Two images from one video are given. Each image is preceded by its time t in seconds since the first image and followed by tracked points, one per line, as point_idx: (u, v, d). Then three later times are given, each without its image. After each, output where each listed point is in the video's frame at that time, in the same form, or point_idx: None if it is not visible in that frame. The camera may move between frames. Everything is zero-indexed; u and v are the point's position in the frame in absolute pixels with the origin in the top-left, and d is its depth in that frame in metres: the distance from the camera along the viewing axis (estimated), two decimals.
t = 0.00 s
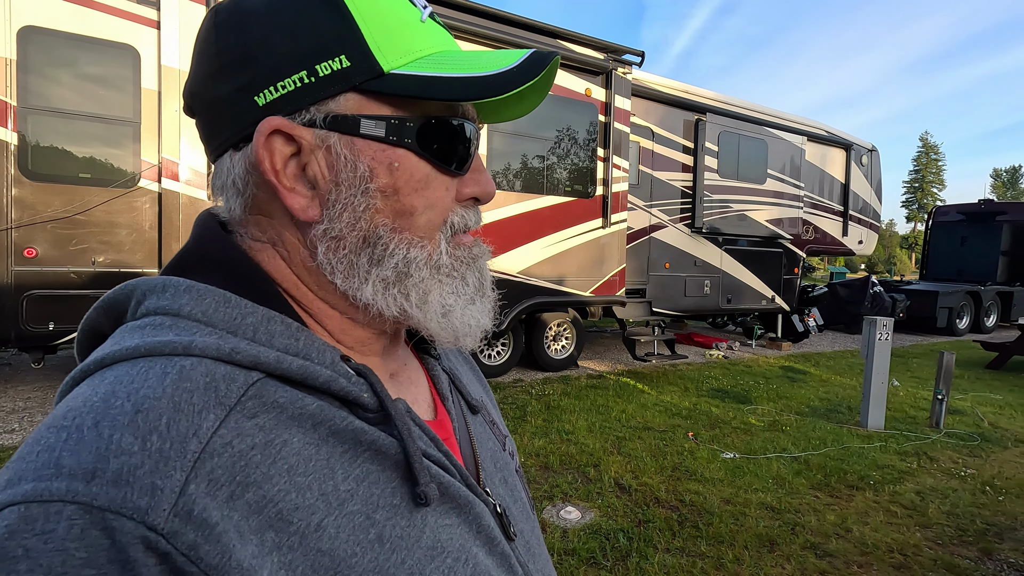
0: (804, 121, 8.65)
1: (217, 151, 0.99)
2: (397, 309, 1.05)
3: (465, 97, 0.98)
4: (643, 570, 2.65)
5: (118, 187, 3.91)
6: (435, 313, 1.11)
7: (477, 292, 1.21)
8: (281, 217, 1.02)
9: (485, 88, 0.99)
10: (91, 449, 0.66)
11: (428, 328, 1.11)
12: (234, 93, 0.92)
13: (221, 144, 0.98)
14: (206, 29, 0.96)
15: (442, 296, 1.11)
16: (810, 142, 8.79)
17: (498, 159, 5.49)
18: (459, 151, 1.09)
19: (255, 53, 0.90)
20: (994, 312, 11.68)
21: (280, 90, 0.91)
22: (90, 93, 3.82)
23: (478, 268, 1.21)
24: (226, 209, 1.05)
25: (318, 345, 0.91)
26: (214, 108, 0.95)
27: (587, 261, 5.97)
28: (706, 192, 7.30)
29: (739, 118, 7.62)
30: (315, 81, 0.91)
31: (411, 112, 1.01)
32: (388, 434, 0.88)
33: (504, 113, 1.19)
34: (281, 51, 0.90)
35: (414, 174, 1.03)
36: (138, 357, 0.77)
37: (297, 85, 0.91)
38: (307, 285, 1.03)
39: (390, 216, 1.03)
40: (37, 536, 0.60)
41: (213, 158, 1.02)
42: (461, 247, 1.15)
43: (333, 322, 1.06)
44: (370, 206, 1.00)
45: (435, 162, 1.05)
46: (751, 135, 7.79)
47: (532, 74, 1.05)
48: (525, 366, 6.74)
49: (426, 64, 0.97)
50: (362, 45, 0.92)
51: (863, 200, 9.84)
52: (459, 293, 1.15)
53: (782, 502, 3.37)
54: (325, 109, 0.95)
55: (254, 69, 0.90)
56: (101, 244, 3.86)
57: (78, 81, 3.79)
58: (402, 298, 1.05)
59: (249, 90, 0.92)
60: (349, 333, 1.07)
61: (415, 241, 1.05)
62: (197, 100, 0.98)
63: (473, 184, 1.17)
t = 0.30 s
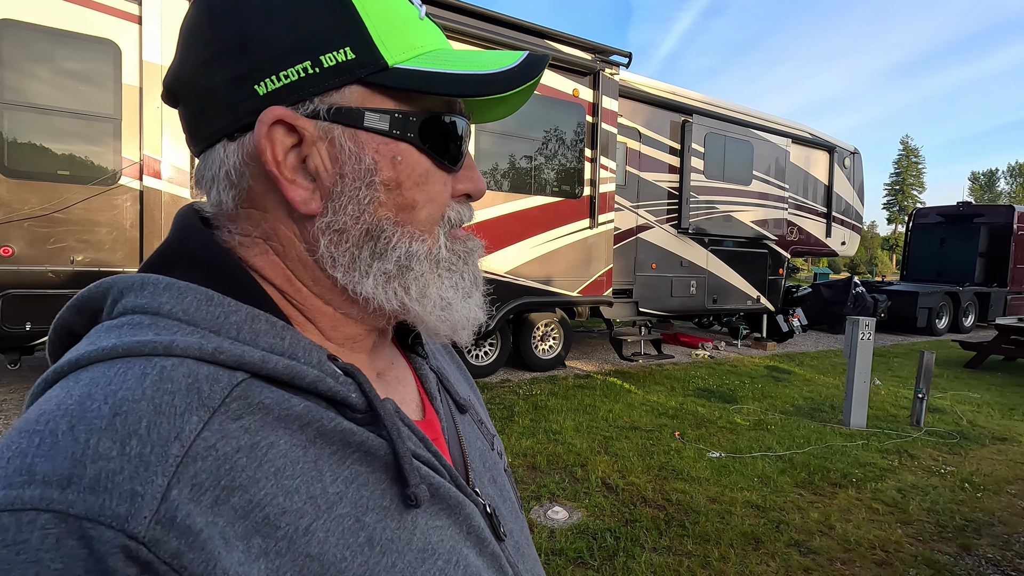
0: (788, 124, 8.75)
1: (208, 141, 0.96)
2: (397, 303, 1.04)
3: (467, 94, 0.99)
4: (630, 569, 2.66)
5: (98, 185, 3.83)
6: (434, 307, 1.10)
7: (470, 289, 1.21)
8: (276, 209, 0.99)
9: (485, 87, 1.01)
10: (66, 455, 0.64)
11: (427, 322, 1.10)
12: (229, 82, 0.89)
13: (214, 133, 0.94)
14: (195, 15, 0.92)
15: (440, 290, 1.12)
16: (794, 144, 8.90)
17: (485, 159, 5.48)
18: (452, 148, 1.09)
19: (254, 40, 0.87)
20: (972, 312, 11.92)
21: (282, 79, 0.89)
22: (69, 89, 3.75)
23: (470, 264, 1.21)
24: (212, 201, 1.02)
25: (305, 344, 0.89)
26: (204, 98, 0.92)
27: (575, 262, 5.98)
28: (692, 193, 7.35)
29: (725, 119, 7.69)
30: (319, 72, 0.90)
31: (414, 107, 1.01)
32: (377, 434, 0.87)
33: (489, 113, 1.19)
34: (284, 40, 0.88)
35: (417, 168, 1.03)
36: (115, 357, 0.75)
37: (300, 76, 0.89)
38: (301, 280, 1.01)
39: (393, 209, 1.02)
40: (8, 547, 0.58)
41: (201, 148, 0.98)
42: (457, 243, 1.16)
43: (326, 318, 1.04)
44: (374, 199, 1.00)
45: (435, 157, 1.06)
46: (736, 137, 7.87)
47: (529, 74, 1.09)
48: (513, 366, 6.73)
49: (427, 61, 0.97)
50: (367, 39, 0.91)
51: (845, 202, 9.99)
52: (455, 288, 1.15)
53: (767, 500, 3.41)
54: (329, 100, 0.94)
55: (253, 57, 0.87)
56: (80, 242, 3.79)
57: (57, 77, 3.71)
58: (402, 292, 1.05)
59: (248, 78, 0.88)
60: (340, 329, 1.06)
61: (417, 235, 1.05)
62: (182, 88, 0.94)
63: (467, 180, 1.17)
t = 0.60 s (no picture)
0: (776, 126, 8.83)
1: (204, 130, 0.94)
2: (395, 297, 1.04)
3: (470, 87, 0.99)
4: (619, 568, 2.66)
5: (81, 182, 3.77)
6: (432, 301, 1.10)
7: (467, 284, 1.21)
8: (274, 201, 0.98)
9: (488, 79, 1.00)
10: (57, 449, 0.62)
11: (425, 315, 1.10)
12: (228, 69, 0.87)
13: (211, 121, 0.92)
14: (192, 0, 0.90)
15: (439, 285, 1.11)
16: (781, 146, 8.99)
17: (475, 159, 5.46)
18: (450, 143, 1.08)
19: (255, 28, 0.86)
20: (954, 313, 12.12)
21: (284, 69, 0.88)
22: (51, 85, 3.68)
23: (467, 259, 1.21)
24: (206, 192, 1.00)
25: (300, 337, 0.88)
26: (200, 87, 0.90)
27: (564, 262, 5.99)
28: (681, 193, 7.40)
29: (713, 121, 7.75)
30: (321, 63, 0.89)
31: (415, 101, 1.01)
32: (375, 429, 0.86)
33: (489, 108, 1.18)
34: (286, 30, 0.87)
35: (417, 162, 1.03)
36: (104, 350, 0.73)
37: (302, 65, 0.88)
38: (299, 273, 1.00)
39: (393, 203, 1.02)
40: None
41: (195, 138, 0.96)
42: (456, 237, 1.16)
43: (322, 312, 1.03)
44: (376, 191, 0.99)
45: (436, 150, 1.05)
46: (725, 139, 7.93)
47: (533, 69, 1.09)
48: (502, 366, 6.72)
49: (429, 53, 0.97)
50: (370, 29, 0.91)
51: (831, 204, 10.10)
52: (453, 284, 1.15)
53: (755, 499, 3.43)
54: (331, 91, 0.93)
55: (253, 46, 0.86)
56: (62, 241, 3.73)
57: (40, 72, 3.65)
58: (401, 286, 1.04)
59: (247, 66, 0.87)
60: (337, 322, 1.05)
61: (417, 229, 1.05)
62: (176, 76, 0.91)
63: (464, 175, 1.17)
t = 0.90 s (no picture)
0: (756, 128, 8.96)
1: (201, 122, 0.92)
2: (391, 290, 1.04)
3: (468, 85, 1.00)
4: (602, 565, 2.68)
5: (55, 179, 3.67)
6: (429, 293, 1.10)
7: (459, 278, 1.22)
8: (271, 195, 0.97)
9: (485, 78, 1.01)
10: (49, 439, 0.62)
11: (420, 306, 1.10)
12: (227, 62, 0.86)
13: (208, 113, 0.91)
14: None
15: (435, 279, 1.11)
16: (761, 147, 9.12)
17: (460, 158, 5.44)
18: (444, 139, 1.09)
19: (257, 21, 0.85)
20: (928, 312, 12.41)
21: (285, 63, 0.87)
22: (24, 79, 3.59)
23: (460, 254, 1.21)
24: (199, 184, 0.98)
25: (293, 330, 0.87)
26: (198, 77, 0.88)
27: (549, 261, 6.01)
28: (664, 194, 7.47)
29: (696, 122, 7.84)
30: (323, 57, 0.88)
31: (414, 97, 1.01)
32: (367, 421, 0.86)
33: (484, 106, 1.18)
34: (287, 23, 0.86)
35: (415, 157, 1.03)
36: (94, 341, 0.72)
37: (303, 60, 0.87)
38: (295, 266, 0.99)
39: (392, 197, 1.02)
40: None
41: (190, 130, 0.95)
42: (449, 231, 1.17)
43: (317, 305, 1.02)
44: (375, 186, 0.99)
45: (433, 146, 1.06)
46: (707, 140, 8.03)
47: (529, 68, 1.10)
48: (486, 366, 6.72)
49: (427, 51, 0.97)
50: (371, 25, 0.90)
51: (810, 205, 10.28)
52: (447, 278, 1.15)
53: (736, 495, 3.48)
54: (332, 86, 0.93)
55: (254, 38, 0.85)
56: (36, 239, 3.63)
57: (12, 67, 3.56)
58: (399, 278, 1.04)
59: (248, 58, 0.86)
60: (333, 315, 1.04)
61: (414, 223, 1.05)
62: (172, 66, 0.90)
63: (456, 171, 1.17)
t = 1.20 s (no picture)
0: (739, 129, 9.07)
1: (191, 120, 0.91)
2: (381, 289, 1.04)
3: (459, 86, 1.00)
4: (588, 562, 2.70)
5: (30, 177, 3.57)
6: (420, 292, 1.10)
7: (450, 278, 1.21)
8: (264, 194, 0.96)
9: (477, 79, 1.01)
10: (37, 438, 0.61)
11: (411, 304, 1.10)
12: (218, 60, 0.85)
13: (199, 112, 0.90)
14: None
15: (424, 279, 1.11)
16: (745, 148, 9.23)
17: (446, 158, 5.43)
18: (437, 138, 1.08)
19: (250, 19, 0.84)
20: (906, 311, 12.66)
21: (279, 61, 0.86)
22: None
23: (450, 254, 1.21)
24: (190, 183, 0.97)
25: (283, 329, 0.87)
26: (189, 74, 0.86)
27: (534, 261, 6.02)
28: (650, 194, 7.52)
29: (680, 123, 7.91)
30: (317, 56, 0.88)
31: (407, 97, 1.01)
32: (358, 420, 0.85)
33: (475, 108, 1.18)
34: (282, 20, 0.85)
35: (408, 158, 1.03)
36: (82, 340, 0.71)
37: (297, 59, 0.87)
38: (287, 265, 0.98)
39: (385, 197, 1.01)
40: None
41: (181, 128, 0.93)
42: (441, 231, 1.16)
43: (307, 304, 1.01)
44: (369, 185, 0.99)
45: (426, 147, 1.05)
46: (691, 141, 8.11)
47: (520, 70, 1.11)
48: (472, 366, 6.71)
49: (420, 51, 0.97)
50: (364, 24, 0.90)
51: (792, 205, 10.43)
52: (437, 278, 1.15)
53: (719, 492, 3.52)
54: (326, 85, 0.93)
55: (248, 35, 0.84)
56: (11, 238, 3.54)
57: None
58: (391, 278, 1.04)
59: (240, 57, 0.85)
60: (323, 315, 1.04)
61: (406, 222, 1.05)
62: (162, 62, 0.88)
63: (448, 171, 1.17)
